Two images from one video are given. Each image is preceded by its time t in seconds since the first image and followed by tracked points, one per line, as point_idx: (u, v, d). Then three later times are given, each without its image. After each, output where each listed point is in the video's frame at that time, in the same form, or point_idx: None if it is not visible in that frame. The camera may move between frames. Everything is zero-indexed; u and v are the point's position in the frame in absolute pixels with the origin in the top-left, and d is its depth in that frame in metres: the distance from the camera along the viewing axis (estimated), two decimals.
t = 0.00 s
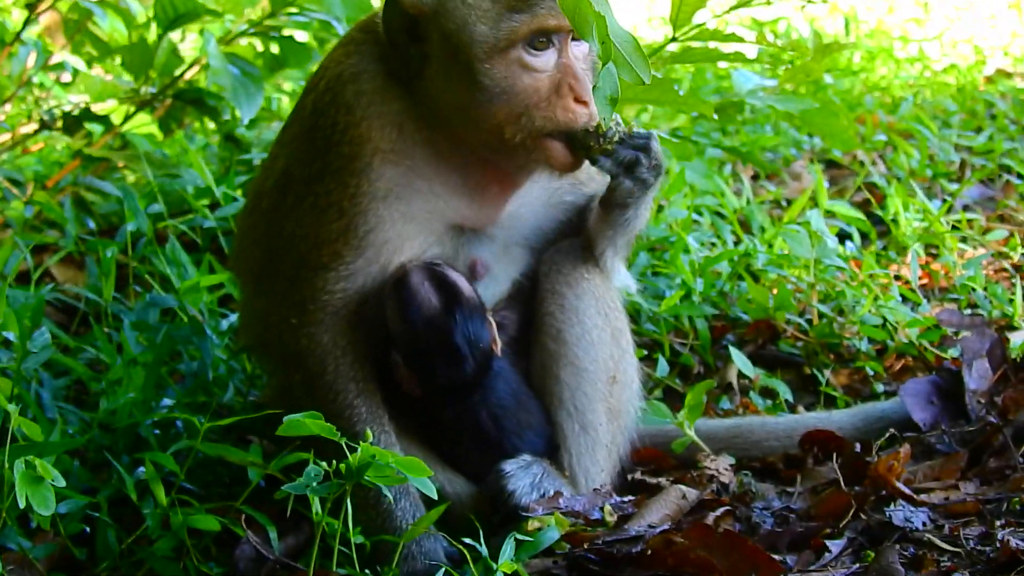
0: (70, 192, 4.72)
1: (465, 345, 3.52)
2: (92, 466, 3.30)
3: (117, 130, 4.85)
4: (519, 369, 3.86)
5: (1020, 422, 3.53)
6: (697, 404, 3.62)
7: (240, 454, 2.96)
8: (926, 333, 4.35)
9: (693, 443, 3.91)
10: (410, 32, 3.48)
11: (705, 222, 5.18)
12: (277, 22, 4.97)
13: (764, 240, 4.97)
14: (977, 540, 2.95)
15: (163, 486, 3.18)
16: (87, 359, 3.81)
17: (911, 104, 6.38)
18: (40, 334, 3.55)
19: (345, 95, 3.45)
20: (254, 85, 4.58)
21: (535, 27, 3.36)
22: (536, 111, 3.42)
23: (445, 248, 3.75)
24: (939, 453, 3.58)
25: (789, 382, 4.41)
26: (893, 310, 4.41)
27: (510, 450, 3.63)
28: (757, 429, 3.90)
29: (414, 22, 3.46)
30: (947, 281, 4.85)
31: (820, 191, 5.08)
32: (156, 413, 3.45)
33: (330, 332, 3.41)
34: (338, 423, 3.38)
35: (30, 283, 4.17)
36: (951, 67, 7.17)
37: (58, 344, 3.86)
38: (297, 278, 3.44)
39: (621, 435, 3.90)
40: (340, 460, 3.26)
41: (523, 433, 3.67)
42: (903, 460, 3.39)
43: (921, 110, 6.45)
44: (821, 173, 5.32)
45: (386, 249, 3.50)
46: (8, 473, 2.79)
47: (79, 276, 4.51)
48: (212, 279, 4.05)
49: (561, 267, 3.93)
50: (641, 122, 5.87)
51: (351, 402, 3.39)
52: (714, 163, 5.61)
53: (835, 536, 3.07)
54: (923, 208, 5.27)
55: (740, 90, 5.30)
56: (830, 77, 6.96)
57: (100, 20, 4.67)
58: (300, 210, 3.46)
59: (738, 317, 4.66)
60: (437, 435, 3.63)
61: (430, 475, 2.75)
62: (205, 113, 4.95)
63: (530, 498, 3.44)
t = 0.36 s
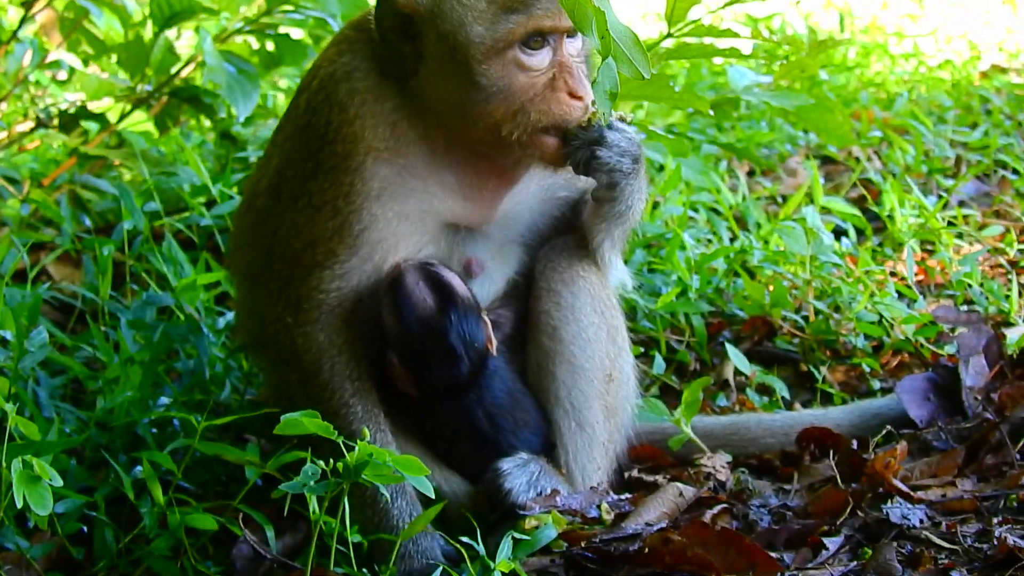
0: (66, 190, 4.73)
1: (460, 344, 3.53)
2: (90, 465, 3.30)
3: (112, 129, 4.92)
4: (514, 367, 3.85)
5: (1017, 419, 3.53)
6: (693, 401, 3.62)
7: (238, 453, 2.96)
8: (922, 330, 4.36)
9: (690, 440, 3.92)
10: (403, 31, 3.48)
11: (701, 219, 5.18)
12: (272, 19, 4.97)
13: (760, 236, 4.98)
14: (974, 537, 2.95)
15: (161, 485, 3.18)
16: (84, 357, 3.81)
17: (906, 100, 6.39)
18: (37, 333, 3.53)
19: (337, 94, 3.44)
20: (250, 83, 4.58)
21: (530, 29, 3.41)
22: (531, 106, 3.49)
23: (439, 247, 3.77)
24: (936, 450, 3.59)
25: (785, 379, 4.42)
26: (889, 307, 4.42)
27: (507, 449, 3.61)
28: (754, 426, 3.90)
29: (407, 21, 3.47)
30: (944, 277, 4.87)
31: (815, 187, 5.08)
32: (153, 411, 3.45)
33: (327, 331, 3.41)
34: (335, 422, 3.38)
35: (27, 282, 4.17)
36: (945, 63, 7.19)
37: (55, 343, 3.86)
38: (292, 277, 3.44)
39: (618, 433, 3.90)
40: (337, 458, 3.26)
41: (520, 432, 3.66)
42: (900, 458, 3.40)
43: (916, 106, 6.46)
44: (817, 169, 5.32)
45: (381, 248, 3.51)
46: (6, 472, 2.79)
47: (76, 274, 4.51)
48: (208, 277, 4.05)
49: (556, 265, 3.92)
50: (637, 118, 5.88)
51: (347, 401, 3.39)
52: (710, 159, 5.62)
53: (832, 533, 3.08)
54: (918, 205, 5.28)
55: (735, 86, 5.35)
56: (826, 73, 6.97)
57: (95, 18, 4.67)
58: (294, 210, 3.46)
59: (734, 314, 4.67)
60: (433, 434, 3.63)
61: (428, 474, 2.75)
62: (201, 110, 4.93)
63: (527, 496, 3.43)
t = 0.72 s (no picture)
0: (65, 200, 4.75)
1: (460, 352, 3.54)
2: (90, 474, 3.30)
3: (111, 138, 4.94)
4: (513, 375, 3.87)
5: (1014, 425, 3.54)
6: (692, 408, 3.61)
7: (237, 461, 2.96)
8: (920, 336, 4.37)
9: (688, 447, 3.93)
10: (397, 39, 3.47)
11: (699, 226, 5.19)
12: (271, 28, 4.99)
13: (758, 243, 4.99)
14: (971, 543, 2.96)
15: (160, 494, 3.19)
16: (83, 366, 3.82)
17: (904, 105, 6.40)
18: (37, 343, 3.56)
19: (332, 104, 3.45)
20: (248, 92, 4.59)
21: (521, 59, 3.35)
22: (516, 135, 3.47)
23: (438, 254, 3.75)
24: (934, 456, 3.61)
25: (783, 385, 4.42)
26: (887, 313, 4.45)
27: (506, 456, 3.62)
28: (752, 432, 3.91)
29: (401, 32, 3.45)
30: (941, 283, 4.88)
31: (813, 193, 5.11)
32: (152, 420, 3.46)
33: (324, 339, 3.41)
34: (334, 429, 3.40)
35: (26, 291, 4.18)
36: (943, 69, 7.21)
37: (54, 352, 3.87)
38: (290, 286, 3.46)
39: (617, 440, 3.91)
40: (336, 466, 3.27)
41: (519, 439, 3.67)
42: (898, 463, 3.41)
43: (914, 111, 6.48)
44: (815, 175, 5.33)
45: (378, 257, 3.51)
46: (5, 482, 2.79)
47: (75, 283, 4.52)
48: (207, 285, 4.06)
49: (555, 275, 3.92)
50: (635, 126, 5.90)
51: (346, 409, 3.40)
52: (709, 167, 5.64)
53: (830, 539, 3.08)
54: (916, 211, 5.29)
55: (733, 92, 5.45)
56: (823, 79, 6.99)
57: (94, 28, 4.68)
58: (293, 219, 3.48)
59: (733, 320, 4.68)
60: (432, 443, 3.64)
61: (427, 481, 2.76)
62: (200, 119, 4.93)
63: (525, 503, 3.45)
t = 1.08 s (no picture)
0: (62, 205, 4.76)
1: (455, 357, 3.56)
2: (87, 478, 3.31)
3: (108, 143, 4.95)
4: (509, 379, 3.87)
5: (1010, 428, 3.54)
6: (688, 412, 3.62)
7: (234, 465, 2.96)
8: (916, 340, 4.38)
9: (685, 451, 3.94)
10: (399, 46, 3.48)
11: (696, 230, 5.19)
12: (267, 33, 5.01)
13: (754, 247, 5.00)
14: (967, 546, 2.97)
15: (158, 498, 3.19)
16: (80, 371, 3.83)
17: (901, 110, 6.42)
18: (34, 347, 3.52)
19: (329, 109, 3.46)
20: (245, 97, 4.62)
21: (523, 75, 3.37)
22: (512, 153, 3.49)
23: (434, 261, 3.76)
24: (930, 459, 3.62)
25: (779, 389, 4.43)
26: (883, 317, 4.46)
27: (503, 460, 3.63)
28: (749, 436, 3.93)
29: (403, 38, 3.46)
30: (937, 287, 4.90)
31: (810, 198, 5.11)
32: (149, 424, 3.47)
33: (321, 344, 3.42)
34: (330, 434, 3.40)
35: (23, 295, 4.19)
36: (940, 73, 7.23)
37: (51, 356, 3.88)
38: (287, 291, 3.47)
39: (613, 444, 3.93)
40: (333, 470, 3.27)
41: (515, 443, 3.68)
42: (894, 467, 3.41)
43: (911, 116, 6.49)
44: (811, 180, 5.34)
45: (375, 262, 3.52)
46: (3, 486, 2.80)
47: (72, 288, 4.53)
48: (204, 290, 4.06)
49: (552, 280, 3.93)
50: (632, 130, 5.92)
51: (342, 414, 3.40)
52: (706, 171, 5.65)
53: (826, 542, 3.08)
54: (913, 215, 5.30)
55: (730, 96, 5.46)
56: (820, 83, 7.01)
57: (91, 33, 4.70)
58: (290, 224, 3.49)
59: (729, 324, 4.69)
60: (429, 447, 3.64)
61: (423, 485, 2.76)
62: (197, 124, 4.94)
63: (523, 507, 3.45)
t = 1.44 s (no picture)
0: (58, 204, 4.78)
1: (451, 356, 3.55)
2: (83, 477, 3.31)
3: (104, 142, 4.96)
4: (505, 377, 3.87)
5: (1006, 427, 3.53)
6: (684, 411, 3.62)
7: (230, 464, 2.97)
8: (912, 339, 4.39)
9: (681, 450, 3.94)
10: (398, 46, 3.48)
11: (692, 229, 5.20)
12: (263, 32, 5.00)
13: (751, 246, 5.00)
14: (964, 544, 2.97)
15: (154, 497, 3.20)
16: (77, 370, 3.84)
17: (898, 109, 6.43)
18: (31, 346, 3.57)
19: (326, 109, 3.47)
20: (241, 96, 4.62)
21: (523, 76, 3.38)
22: (512, 155, 3.48)
23: (431, 260, 3.76)
24: (926, 458, 3.63)
25: (775, 388, 4.43)
26: (879, 316, 4.46)
27: (499, 459, 3.64)
28: (745, 435, 3.93)
29: (402, 39, 3.46)
30: (933, 286, 4.91)
31: (806, 197, 5.10)
32: (145, 423, 3.47)
33: (317, 344, 3.42)
34: (326, 433, 3.40)
35: (20, 295, 4.20)
36: (936, 72, 7.24)
37: (47, 355, 3.89)
38: (283, 290, 3.47)
39: (609, 442, 3.94)
40: (329, 469, 3.28)
41: (511, 442, 3.68)
42: (891, 466, 3.41)
43: (908, 115, 6.50)
44: (807, 179, 5.35)
45: (371, 262, 3.53)
46: None
47: (68, 287, 4.54)
48: (201, 289, 4.05)
49: (549, 279, 3.93)
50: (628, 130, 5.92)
51: (339, 413, 3.41)
52: (702, 170, 5.66)
53: (822, 541, 3.09)
54: (909, 214, 5.31)
55: (726, 96, 5.37)
56: (817, 82, 7.02)
57: (87, 32, 4.70)
58: (286, 223, 3.49)
59: (725, 323, 4.70)
60: (425, 447, 3.64)
61: (419, 484, 2.77)
62: (193, 123, 4.93)
63: (519, 507, 3.46)
